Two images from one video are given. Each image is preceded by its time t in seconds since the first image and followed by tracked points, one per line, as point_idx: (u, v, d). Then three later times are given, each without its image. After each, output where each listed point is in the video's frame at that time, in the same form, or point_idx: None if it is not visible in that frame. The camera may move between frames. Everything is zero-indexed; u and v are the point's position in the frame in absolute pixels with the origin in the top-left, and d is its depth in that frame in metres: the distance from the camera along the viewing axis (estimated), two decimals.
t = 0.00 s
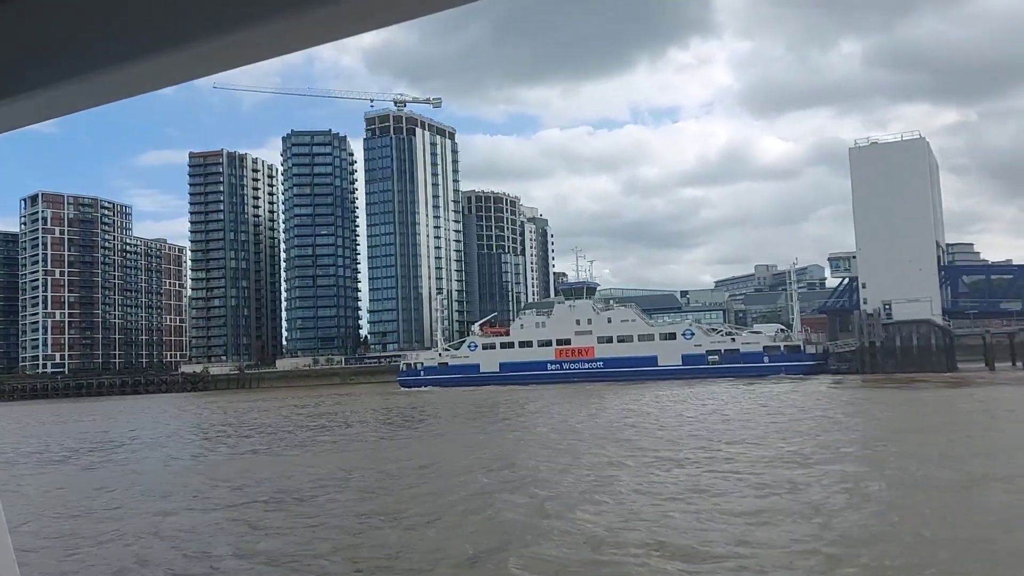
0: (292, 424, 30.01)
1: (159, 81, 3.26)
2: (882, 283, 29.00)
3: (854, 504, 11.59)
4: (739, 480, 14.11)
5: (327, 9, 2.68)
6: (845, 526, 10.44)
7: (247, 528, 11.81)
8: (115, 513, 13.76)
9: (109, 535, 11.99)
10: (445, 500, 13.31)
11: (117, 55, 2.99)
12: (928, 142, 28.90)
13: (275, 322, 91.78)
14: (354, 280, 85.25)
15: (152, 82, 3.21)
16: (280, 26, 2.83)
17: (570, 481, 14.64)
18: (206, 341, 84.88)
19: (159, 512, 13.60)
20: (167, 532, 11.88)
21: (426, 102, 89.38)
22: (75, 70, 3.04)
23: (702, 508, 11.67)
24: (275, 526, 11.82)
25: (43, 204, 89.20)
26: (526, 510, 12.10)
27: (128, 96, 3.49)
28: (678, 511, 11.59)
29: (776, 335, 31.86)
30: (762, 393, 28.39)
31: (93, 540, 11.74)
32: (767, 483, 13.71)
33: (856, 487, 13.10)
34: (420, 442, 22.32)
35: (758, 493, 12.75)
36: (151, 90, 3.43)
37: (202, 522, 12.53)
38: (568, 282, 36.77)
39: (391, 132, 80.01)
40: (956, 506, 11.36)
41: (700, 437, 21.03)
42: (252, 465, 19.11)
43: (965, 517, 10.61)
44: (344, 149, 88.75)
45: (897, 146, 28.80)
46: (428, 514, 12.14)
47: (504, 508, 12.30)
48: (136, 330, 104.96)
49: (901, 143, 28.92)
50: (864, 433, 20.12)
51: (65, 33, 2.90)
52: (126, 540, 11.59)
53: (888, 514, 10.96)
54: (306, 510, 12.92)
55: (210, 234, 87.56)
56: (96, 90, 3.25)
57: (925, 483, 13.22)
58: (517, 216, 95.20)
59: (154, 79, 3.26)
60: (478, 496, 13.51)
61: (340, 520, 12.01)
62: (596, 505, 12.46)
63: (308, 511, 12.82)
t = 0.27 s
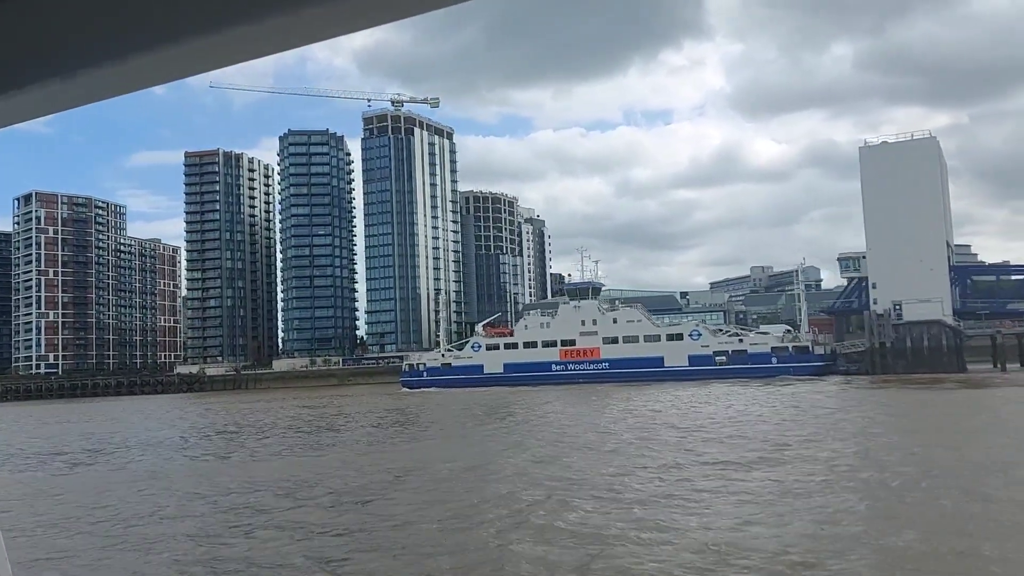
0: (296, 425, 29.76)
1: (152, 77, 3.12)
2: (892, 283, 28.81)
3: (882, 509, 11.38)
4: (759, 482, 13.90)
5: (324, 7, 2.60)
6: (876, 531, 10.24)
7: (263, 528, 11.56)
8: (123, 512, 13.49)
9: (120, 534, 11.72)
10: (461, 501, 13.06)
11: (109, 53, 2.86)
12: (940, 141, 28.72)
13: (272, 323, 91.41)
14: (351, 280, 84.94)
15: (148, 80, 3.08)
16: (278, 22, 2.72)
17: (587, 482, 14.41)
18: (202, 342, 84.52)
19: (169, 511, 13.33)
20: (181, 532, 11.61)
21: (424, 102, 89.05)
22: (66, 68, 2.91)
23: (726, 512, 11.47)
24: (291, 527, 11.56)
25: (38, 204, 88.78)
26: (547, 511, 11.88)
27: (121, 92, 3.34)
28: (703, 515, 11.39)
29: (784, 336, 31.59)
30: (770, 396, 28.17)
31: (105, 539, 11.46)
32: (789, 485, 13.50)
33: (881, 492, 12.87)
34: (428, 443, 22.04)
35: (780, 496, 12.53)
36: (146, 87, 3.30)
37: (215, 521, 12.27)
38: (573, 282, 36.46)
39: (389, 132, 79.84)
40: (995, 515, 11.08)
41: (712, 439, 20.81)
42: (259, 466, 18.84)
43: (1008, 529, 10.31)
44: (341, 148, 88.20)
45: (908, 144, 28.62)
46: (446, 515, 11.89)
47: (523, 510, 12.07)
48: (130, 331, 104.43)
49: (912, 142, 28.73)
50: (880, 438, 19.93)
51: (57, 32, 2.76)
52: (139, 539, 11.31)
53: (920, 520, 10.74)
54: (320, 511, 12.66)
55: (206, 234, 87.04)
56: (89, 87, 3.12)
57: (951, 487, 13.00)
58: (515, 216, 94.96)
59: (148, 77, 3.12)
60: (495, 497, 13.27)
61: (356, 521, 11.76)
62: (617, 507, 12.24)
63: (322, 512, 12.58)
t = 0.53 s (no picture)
0: (300, 424, 29.53)
1: (142, 68, 4.23)
2: (902, 283, 28.66)
3: (892, 510, 11.52)
4: (769, 484, 13.95)
5: (243, 18, 3.62)
6: (884, 529, 10.40)
7: (280, 527, 11.64)
8: (136, 511, 13.52)
9: (136, 533, 11.74)
10: (473, 501, 13.15)
11: (102, 48, 3.96)
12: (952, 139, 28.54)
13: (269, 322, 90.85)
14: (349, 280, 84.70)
15: (136, 69, 4.17)
16: (230, 25, 3.70)
17: (599, 486, 14.42)
18: (199, 342, 84.01)
19: (181, 510, 13.37)
20: (197, 530, 11.67)
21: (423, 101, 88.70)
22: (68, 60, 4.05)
23: (736, 511, 11.59)
24: (307, 526, 11.64)
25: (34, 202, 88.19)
26: (559, 514, 11.98)
27: (130, 81, 4.50)
28: (714, 516, 11.50)
29: (792, 335, 31.37)
30: (778, 397, 28.08)
31: (122, 538, 11.49)
32: (798, 487, 13.58)
33: (890, 492, 12.99)
34: (436, 442, 21.90)
35: (789, 498, 12.64)
36: (148, 77, 4.43)
37: (230, 520, 12.33)
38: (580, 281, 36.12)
39: (388, 130, 79.75)
40: (1008, 511, 11.14)
41: (722, 440, 20.73)
42: (266, 464, 18.78)
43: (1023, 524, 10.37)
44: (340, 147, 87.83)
45: (920, 143, 28.44)
46: (460, 516, 11.98)
47: (536, 512, 12.17)
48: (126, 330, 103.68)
49: (924, 140, 28.55)
50: (889, 437, 19.94)
51: (66, 33, 3.86)
52: (155, 538, 11.37)
53: (930, 519, 10.88)
54: (334, 510, 12.74)
55: (203, 232, 86.44)
56: (96, 74, 4.27)
57: (962, 488, 13.08)
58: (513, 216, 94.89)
59: (137, 67, 4.23)
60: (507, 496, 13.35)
61: (371, 521, 11.85)
62: (629, 511, 12.34)
63: (336, 510, 12.66)
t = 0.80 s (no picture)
0: (303, 426, 29.33)
1: (143, 71, 5.11)
2: (911, 287, 28.57)
3: (914, 517, 11.56)
4: (786, 489, 14.00)
5: (239, 19, 4.35)
6: (913, 540, 10.33)
7: (300, 531, 11.59)
8: (151, 514, 13.47)
9: (156, 538, 11.69)
10: (491, 502, 13.16)
11: (104, 50, 4.70)
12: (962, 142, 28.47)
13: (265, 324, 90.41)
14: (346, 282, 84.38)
15: (135, 72, 5.02)
16: (215, 36, 4.49)
17: (615, 488, 14.43)
18: (194, 344, 83.36)
19: (198, 513, 13.33)
20: (219, 535, 11.65)
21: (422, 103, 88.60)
22: (72, 65, 4.87)
23: (757, 513, 11.64)
24: (329, 529, 11.62)
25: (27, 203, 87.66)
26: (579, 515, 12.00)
27: (122, 82, 5.28)
28: (735, 520, 11.54)
29: (801, 338, 31.22)
30: (785, 401, 27.99)
31: (143, 542, 11.47)
32: (816, 495, 13.62)
33: (909, 502, 13.02)
34: (445, 444, 21.80)
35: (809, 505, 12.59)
36: (138, 78, 5.21)
37: (251, 523, 12.31)
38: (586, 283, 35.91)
39: (387, 132, 79.61)
40: None
41: (732, 444, 20.69)
42: (275, 465, 18.71)
43: None
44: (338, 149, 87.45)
45: (929, 146, 28.37)
46: (482, 518, 11.98)
47: (556, 513, 12.17)
48: (119, 332, 102.81)
49: (933, 143, 28.48)
50: (899, 443, 19.93)
51: (68, 39, 4.58)
52: (177, 543, 11.33)
53: (955, 529, 10.92)
54: (353, 512, 12.72)
55: (199, 234, 85.93)
56: (98, 75, 5.06)
57: (983, 500, 13.11)
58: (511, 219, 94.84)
59: (139, 70, 5.11)
60: (525, 499, 13.36)
61: (390, 524, 11.73)
62: (648, 513, 12.35)
63: (358, 512, 12.66)
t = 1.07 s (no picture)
0: (307, 429, 29.06)
1: (141, 72, 5.48)
2: (923, 290, 28.36)
3: (938, 525, 11.48)
4: (804, 493, 13.91)
5: (241, 24, 4.72)
6: (952, 552, 10.13)
7: (318, 530, 11.48)
8: (162, 513, 13.31)
9: (172, 536, 11.54)
10: (507, 502, 13.07)
11: (109, 51, 5.05)
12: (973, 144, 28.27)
13: (262, 327, 89.97)
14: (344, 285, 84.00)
15: (132, 72, 5.37)
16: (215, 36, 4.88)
17: (631, 489, 14.31)
18: (191, 347, 82.73)
19: (210, 511, 13.18)
20: (235, 533, 11.51)
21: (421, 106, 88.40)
22: (73, 66, 5.19)
23: (786, 522, 11.45)
24: (347, 528, 11.50)
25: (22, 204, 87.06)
26: (597, 516, 11.92)
27: (120, 82, 5.65)
28: (757, 523, 11.46)
29: (810, 342, 30.99)
30: (795, 405, 27.78)
31: (159, 541, 11.31)
32: (836, 500, 13.52)
33: (929, 508, 12.94)
34: (454, 447, 21.59)
35: (837, 512, 12.39)
36: (136, 78, 5.57)
37: (266, 522, 12.17)
38: (592, 285, 35.44)
39: (387, 134, 79.53)
40: None
41: (745, 448, 20.51)
42: (283, 466, 18.50)
43: None
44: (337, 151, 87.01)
45: (940, 149, 28.17)
46: (500, 518, 11.88)
47: (574, 514, 12.09)
48: (114, 335, 102.08)
49: (944, 145, 28.28)
50: (916, 448, 19.77)
51: (69, 37, 4.89)
52: (194, 542, 11.20)
53: (981, 536, 10.85)
54: (369, 511, 12.59)
55: (196, 236, 85.36)
56: (102, 76, 5.43)
57: (1010, 507, 12.96)
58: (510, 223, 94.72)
59: (135, 72, 5.46)
60: (542, 500, 13.26)
61: (413, 526, 11.50)
62: (666, 515, 12.27)
63: (374, 511, 12.55)
